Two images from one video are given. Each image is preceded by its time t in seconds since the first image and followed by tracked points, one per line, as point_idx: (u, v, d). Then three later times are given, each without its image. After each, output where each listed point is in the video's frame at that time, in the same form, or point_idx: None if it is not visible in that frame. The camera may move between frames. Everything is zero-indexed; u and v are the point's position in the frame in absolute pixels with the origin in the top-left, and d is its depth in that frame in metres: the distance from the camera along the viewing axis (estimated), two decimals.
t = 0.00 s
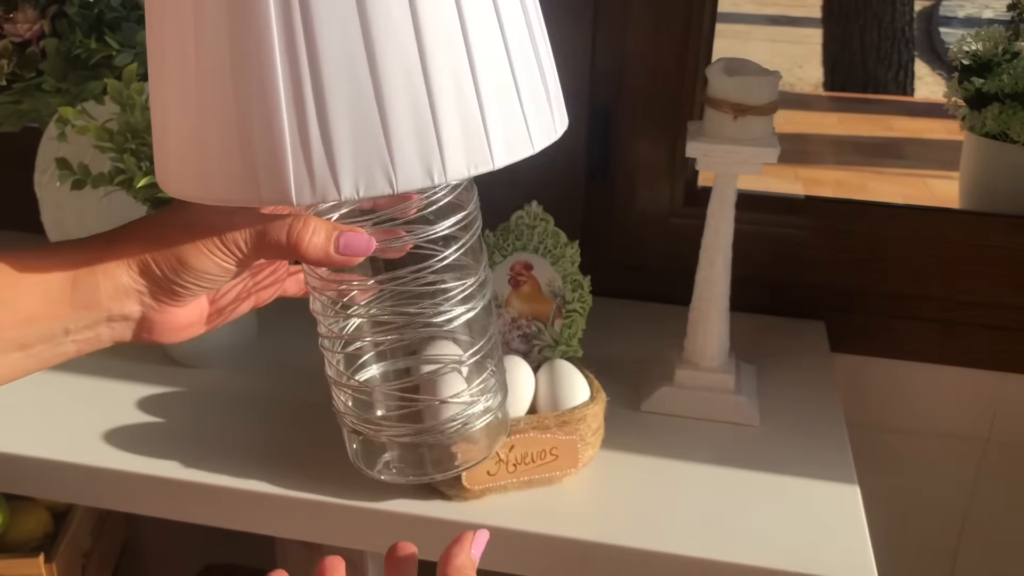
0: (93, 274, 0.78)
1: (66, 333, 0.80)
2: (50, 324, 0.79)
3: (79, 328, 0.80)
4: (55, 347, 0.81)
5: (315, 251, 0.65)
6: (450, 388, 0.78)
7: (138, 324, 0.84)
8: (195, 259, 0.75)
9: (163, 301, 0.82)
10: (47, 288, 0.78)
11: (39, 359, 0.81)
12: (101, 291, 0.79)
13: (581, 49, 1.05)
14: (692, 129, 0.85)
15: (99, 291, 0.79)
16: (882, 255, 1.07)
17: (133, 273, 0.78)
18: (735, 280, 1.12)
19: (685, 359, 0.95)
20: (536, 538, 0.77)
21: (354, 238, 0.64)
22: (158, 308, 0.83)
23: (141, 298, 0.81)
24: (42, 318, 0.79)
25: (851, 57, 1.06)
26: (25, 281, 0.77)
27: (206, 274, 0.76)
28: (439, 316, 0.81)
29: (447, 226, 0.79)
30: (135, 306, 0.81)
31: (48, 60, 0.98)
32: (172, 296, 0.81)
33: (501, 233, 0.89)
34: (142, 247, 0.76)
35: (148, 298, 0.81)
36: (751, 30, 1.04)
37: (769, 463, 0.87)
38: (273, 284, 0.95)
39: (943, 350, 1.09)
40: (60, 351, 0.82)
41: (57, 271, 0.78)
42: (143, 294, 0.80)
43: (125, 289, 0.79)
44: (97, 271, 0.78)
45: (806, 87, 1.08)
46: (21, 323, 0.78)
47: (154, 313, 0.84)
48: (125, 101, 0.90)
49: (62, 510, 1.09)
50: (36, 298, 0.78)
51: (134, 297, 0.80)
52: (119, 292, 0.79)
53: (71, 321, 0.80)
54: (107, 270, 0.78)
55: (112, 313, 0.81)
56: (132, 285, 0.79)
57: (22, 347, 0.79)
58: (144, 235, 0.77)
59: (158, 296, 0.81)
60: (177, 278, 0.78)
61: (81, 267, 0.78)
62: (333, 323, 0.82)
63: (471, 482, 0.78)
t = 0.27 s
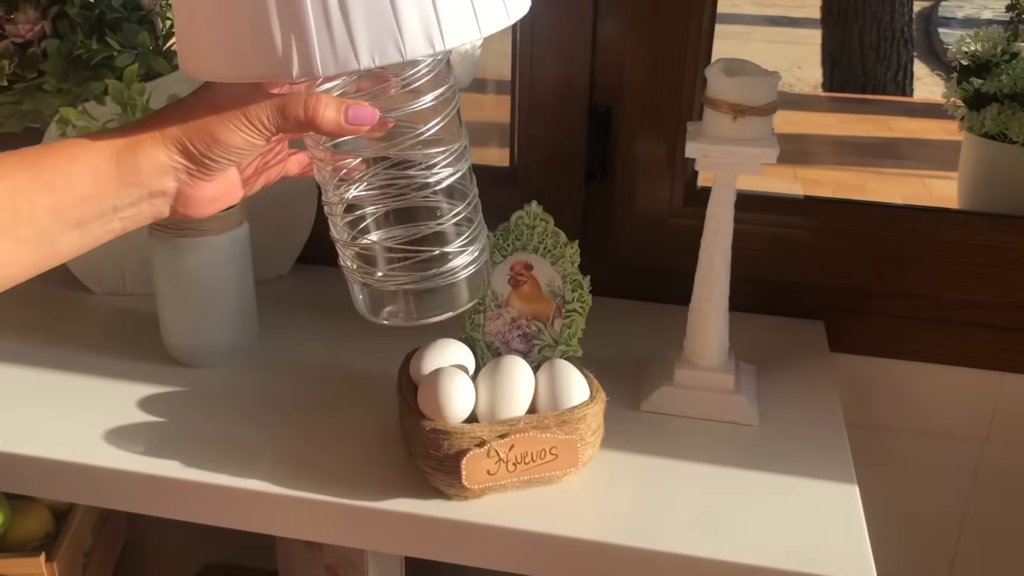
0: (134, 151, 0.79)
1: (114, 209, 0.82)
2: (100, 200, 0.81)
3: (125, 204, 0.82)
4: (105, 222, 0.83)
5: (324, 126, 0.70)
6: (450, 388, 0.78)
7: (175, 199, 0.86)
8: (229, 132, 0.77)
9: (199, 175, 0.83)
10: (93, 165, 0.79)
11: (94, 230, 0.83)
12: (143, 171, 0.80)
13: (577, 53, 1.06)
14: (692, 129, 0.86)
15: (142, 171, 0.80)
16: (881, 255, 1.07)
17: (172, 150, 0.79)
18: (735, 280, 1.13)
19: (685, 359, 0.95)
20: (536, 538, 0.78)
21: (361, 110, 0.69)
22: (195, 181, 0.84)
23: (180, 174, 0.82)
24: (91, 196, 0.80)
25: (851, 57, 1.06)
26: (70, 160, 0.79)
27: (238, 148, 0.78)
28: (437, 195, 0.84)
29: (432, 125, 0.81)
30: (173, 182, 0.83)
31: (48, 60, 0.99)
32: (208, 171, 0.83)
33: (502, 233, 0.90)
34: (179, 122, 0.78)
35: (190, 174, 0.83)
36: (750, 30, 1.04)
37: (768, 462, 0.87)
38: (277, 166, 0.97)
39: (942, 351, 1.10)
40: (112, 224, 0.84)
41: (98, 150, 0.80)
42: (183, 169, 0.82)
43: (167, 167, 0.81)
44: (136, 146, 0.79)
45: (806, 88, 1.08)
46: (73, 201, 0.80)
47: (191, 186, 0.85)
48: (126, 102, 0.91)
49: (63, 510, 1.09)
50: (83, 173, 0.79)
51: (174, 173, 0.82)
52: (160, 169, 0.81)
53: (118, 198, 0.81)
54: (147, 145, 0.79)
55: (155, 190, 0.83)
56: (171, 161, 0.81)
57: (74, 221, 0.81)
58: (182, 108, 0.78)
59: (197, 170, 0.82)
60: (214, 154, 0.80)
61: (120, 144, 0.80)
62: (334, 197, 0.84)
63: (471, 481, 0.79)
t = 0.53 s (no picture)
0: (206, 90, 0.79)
1: (187, 147, 0.81)
2: (172, 138, 0.80)
3: (195, 142, 0.81)
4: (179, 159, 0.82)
5: (373, 65, 0.73)
6: (449, 388, 0.78)
7: (240, 134, 0.85)
8: (292, 69, 0.77)
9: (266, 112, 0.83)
10: (170, 103, 0.78)
11: (169, 166, 0.82)
12: (214, 107, 0.80)
13: (576, 56, 1.06)
14: (692, 129, 0.86)
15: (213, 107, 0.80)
16: (881, 255, 1.07)
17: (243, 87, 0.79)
18: (735, 280, 1.13)
19: (685, 359, 0.95)
20: (536, 537, 0.78)
21: (400, 48, 0.72)
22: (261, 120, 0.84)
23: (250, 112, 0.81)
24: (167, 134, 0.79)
25: (850, 57, 1.07)
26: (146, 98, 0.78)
27: (300, 86, 0.78)
28: (454, 123, 0.85)
29: (449, 64, 0.82)
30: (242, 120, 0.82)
31: (49, 61, 0.99)
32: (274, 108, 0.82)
33: (502, 233, 0.90)
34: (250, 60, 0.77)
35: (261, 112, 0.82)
36: (750, 31, 1.04)
37: (768, 462, 0.87)
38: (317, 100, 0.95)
39: (942, 351, 1.10)
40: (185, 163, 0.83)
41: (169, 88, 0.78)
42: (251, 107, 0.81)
43: (236, 104, 0.80)
44: (207, 83, 0.79)
45: (806, 87, 1.09)
46: (151, 137, 0.79)
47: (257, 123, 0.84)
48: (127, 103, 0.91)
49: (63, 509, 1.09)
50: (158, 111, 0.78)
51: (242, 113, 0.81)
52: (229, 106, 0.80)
53: (190, 134, 0.80)
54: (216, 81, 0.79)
55: (225, 127, 0.82)
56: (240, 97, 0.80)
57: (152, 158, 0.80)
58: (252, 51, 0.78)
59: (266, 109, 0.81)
60: (282, 91, 0.79)
61: (192, 82, 0.79)
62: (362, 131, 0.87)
63: (471, 481, 0.79)
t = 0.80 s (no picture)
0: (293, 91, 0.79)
1: (273, 146, 0.81)
2: (260, 136, 0.80)
3: (280, 142, 0.81)
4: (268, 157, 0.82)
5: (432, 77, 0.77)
6: (449, 389, 0.78)
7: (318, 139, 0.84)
8: (361, 76, 0.78)
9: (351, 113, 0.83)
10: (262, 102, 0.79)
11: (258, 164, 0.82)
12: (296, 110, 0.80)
13: (576, 56, 1.06)
14: (692, 129, 0.86)
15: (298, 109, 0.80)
16: (880, 255, 1.07)
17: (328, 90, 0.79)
18: (734, 280, 1.13)
19: (685, 359, 0.95)
20: (536, 537, 0.78)
21: (454, 61, 0.77)
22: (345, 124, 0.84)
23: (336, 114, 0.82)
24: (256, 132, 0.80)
25: (850, 58, 1.07)
26: (237, 98, 0.79)
27: (371, 93, 0.79)
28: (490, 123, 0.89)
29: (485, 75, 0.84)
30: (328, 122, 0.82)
31: (48, 60, 0.99)
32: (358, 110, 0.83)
33: (502, 233, 0.89)
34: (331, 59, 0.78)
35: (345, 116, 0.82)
36: (750, 31, 1.05)
37: (768, 462, 0.87)
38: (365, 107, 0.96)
39: (942, 351, 1.10)
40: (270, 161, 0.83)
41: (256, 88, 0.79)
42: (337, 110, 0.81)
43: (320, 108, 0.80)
44: (291, 85, 0.79)
45: (805, 88, 1.08)
46: (241, 133, 0.79)
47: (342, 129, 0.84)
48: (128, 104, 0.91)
49: (64, 509, 1.09)
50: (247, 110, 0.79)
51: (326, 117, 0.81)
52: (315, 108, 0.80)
53: (276, 134, 0.81)
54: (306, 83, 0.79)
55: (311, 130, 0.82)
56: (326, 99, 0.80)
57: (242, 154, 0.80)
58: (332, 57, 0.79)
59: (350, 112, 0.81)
60: (362, 96, 0.80)
61: (279, 84, 0.79)
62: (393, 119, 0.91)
63: (471, 480, 0.79)
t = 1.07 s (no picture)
0: (355, 138, 0.91)
1: (329, 183, 0.90)
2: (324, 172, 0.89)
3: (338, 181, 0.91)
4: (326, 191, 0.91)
5: (477, 132, 0.89)
6: (448, 389, 0.78)
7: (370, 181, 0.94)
8: (414, 130, 0.91)
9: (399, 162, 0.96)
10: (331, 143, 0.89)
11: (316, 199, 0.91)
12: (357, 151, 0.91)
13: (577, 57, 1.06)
14: (692, 129, 0.86)
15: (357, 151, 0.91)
16: (880, 255, 1.07)
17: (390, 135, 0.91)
18: (734, 280, 1.13)
19: (685, 359, 0.95)
20: (535, 537, 0.78)
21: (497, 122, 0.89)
22: (396, 171, 0.97)
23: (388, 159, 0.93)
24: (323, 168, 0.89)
25: (849, 58, 1.07)
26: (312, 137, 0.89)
27: (422, 144, 0.92)
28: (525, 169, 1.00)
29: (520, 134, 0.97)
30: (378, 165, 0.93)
31: (48, 60, 0.99)
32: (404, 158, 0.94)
33: (501, 233, 0.89)
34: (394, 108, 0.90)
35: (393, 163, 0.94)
36: (750, 31, 1.05)
37: (768, 462, 0.87)
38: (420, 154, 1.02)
39: (942, 351, 1.10)
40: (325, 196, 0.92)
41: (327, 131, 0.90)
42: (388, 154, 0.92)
43: (377, 152, 0.92)
44: (350, 133, 0.91)
45: (805, 88, 1.08)
46: (310, 169, 0.88)
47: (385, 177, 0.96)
48: (128, 103, 0.90)
49: (64, 509, 1.09)
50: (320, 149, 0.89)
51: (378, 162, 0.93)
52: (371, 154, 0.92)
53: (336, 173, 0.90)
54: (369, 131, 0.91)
55: (363, 173, 0.93)
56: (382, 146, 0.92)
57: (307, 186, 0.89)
58: (388, 113, 0.92)
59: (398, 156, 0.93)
60: (414, 144, 0.92)
61: (339, 132, 0.91)
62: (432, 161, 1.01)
63: (471, 480, 0.79)
